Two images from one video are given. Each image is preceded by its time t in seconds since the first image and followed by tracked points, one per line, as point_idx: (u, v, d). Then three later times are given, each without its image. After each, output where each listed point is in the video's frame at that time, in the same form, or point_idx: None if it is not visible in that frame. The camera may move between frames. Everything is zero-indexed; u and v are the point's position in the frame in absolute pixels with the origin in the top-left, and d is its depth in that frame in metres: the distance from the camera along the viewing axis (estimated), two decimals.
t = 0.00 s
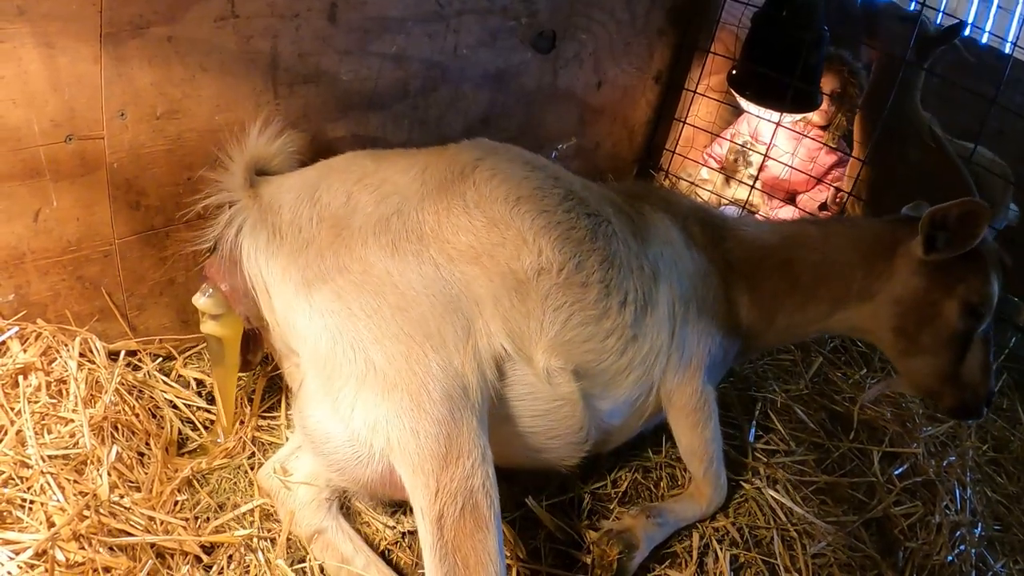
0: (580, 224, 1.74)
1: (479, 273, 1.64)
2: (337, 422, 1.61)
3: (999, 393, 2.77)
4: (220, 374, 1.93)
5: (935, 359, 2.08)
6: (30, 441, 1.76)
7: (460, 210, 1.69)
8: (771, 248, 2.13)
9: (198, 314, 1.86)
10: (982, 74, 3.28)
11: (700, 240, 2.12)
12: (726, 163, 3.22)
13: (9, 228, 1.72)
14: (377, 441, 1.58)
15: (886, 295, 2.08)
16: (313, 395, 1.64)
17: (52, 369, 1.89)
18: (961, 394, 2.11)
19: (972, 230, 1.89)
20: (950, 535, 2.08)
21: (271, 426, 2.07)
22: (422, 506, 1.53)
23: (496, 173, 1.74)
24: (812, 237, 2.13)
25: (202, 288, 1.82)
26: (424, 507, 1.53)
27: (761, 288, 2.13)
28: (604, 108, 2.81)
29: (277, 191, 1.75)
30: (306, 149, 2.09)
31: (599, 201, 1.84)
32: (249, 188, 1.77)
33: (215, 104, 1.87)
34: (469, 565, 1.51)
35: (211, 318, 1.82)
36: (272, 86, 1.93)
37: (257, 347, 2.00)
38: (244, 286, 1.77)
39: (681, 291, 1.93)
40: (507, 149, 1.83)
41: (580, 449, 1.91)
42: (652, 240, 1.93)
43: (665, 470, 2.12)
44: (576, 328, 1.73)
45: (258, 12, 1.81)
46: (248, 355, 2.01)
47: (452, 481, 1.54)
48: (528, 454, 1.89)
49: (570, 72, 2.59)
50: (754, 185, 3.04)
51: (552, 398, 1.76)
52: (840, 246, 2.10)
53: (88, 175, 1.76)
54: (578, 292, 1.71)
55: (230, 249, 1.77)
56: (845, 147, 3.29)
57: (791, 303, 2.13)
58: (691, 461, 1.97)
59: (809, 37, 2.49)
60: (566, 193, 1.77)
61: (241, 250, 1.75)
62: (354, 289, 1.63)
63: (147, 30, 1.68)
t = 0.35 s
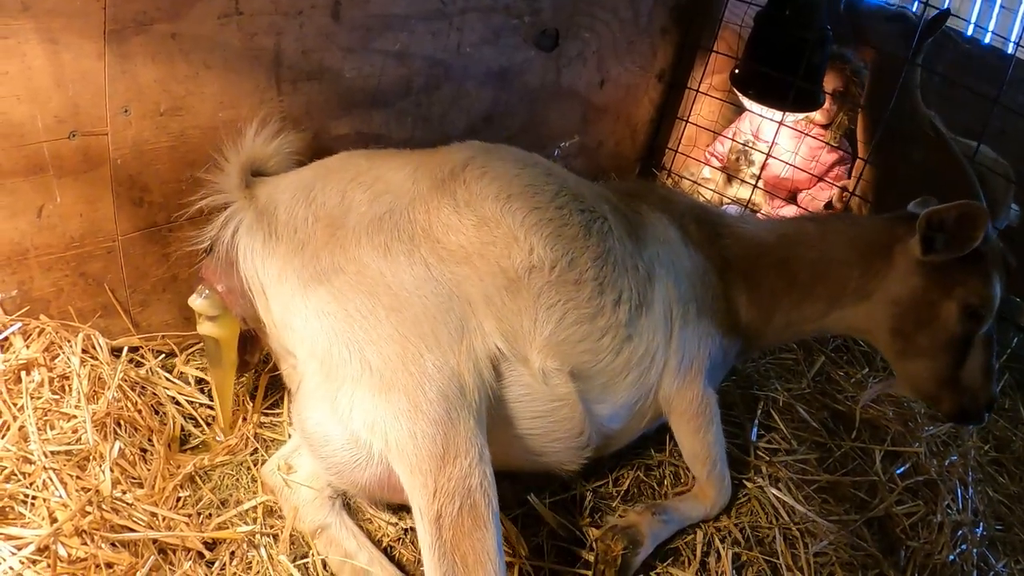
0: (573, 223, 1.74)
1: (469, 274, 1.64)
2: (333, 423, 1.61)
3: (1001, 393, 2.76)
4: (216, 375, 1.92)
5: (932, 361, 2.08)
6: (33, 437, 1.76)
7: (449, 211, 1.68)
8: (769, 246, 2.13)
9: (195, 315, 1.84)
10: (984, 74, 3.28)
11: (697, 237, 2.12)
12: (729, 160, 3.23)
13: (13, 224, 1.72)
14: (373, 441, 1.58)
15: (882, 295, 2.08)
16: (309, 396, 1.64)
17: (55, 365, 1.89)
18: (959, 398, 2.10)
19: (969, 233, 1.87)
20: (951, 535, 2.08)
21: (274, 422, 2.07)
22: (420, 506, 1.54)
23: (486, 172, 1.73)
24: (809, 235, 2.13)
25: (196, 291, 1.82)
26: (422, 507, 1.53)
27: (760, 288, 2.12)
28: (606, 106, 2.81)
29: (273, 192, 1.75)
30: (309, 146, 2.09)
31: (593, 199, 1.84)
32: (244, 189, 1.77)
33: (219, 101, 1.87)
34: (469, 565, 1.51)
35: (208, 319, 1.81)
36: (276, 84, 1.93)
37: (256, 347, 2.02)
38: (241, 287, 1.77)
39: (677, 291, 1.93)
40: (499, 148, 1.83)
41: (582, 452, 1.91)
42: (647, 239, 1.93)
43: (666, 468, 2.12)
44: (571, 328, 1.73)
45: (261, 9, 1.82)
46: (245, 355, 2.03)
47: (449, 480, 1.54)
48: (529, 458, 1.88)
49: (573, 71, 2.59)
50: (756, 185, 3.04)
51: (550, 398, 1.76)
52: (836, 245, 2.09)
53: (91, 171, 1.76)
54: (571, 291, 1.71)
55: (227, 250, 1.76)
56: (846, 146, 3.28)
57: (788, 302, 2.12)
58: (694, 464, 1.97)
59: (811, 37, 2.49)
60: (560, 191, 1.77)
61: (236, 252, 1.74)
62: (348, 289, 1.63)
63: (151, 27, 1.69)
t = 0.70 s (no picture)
0: (574, 215, 1.74)
1: (472, 268, 1.65)
2: (336, 421, 1.62)
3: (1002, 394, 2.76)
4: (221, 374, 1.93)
5: (930, 346, 2.03)
6: (35, 435, 1.77)
7: (452, 206, 1.69)
8: (761, 241, 2.14)
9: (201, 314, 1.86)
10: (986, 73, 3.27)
11: (695, 232, 2.13)
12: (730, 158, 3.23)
13: (14, 222, 1.72)
14: (375, 439, 1.59)
15: (871, 276, 2.06)
16: (311, 393, 1.65)
17: (57, 363, 1.89)
18: (966, 386, 2.04)
19: (930, 177, 1.90)
20: (951, 536, 2.08)
21: (275, 421, 2.08)
22: (420, 505, 1.54)
23: (489, 165, 1.74)
24: (801, 226, 2.14)
25: (202, 289, 1.83)
26: (422, 506, 1.54)
27: (759, 288, 2.13)
28: (608, 106, 2.81)
29: (278, 190, 1.76)
30: (311, 145, 2.09)
31: (594, 193, 1.84)
32: (249, 186, 1.77)
33: (221, 100, 1.87)
34: (469, 564, 1.52)
35: (213, 318, 1.82)
36: (277, 83, 1.93)
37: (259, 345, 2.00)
38: (247, 284, 1.78)
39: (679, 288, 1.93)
40: (502, 141, 1.83)
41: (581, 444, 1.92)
42: (649, 234, 1.92)
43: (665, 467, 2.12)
44: (572, 320, 1.72)
45: (263, 8, 1.82)
46: (250, 354, 2.01)
47: (449, 479, 1.55)
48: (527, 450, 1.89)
49: (575, 70, 2.59)
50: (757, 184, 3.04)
51: (550, 390, 1.76)
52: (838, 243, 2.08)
53: (93, 170, 1.76)
54: (572, 282, 1.71)
55: (233, 247, 1.77)
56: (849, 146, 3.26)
57: (781, 293, 2.13)
58: (693, 465, 1.98)
59: (813, 36, 2.49)
60: (561, 184, 1.77)
61: (242, 250, 1.75)
62: (350, 284, 1.63)
63: (154, 26, 1.69)
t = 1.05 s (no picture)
0: (585, 210, 1.75)
1: (485, 262, 1.65)
2: (345, 413, 1.61)
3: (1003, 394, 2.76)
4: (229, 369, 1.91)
5: (924, 344, 2.02)
6: (36, 433, 1.77)
7: (465, 201, 1.69)
8: (762, 239, 2.15)
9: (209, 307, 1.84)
10: (988, 73, 3.27)
11: (697, 230, 2.15)
12: (732, 159, 3.22)
13: (15, 222, 1.73)
14: (383, 432, 1.59)
15: (869, 275, 2.04)
16: (319, 385, 1.65)
17: (58, 362, 1.89)
18: (959, 384, 2.03)
19: (921, 183, 1.93)
20: (951, 536, 2.09)
21: (276, 420, 2.08)
22: (427, 500, 1.55)
23: (501, 161, 1.75)
24: (801, 225, 2.14)
25: (212, 280, 1.81)
26: (429, 501, 1.55)
27: (759, 285, 2.14)
28: (609, 105, 2.81)
29: (291, 183, 1.75)
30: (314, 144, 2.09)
31: (604, 189, 1.85)
32: (262, 177, 1.76)
33: (222, 100, 1.87)
34: (476, 559, 1.53)
35: (224, 309, 1.80)
36: (278, 83, 1.94)
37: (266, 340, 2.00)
38: (259, 274, 1.76)
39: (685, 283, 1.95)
40: (514, 137, 1.84)
41: (584, 436, 1.92)
42: (657, 231, 1.93)
43: (666, 467, 2.12)
44: (581, 313, 1.73)
45: (264, 8, 1.82)
46: (257, 346, 2.00)
47: (456, 474, 1.56)
48: (525, 444, 1.90)
49: (576, 69, 2.59)
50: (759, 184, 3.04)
51: (558, 382, 1.76)
52: (838, 243, 2.08)
53: (94, 169, 1.77)
54: (582, 274, 1.72)
55: (245, 237, 1.75)
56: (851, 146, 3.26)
57: (781, 292, 2.13)
58: (693, 459, 1.98)
59: (815, 36, 2.49)
60: (572, 180, 1.78)
61: (255, 238, 1.74)
62: (362, 277, 1.63)
63: (154, 26, 1.69)
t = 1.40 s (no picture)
0: (578, 210, 1.76)
1: (479, 263, 1.65)
2: (342, 414, 1.62)
3: (1004, 394, 2.76)
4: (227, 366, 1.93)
5: (926, 348, 2.03)
6: (39, 431, 1.77)
7: (460, 202, 1.70)
8: (762, 237, 2.15)
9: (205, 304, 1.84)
10: (990, 73, 3.27)
11: (695, 231, 2.14)
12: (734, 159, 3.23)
13: (19, 220, 1.73)
14: (379, 432, 1.59)
15: (869, 276, 2.05)
16: (317, 386, 1.65)
17: (60, 359, 1.89)
18: (957, 385, 2.04)
19: (933, 195, 1.88)
20: (952, 536, 2.09)
21: (278, 417, 2.08)
22: (425, 499, 1.55)
23: (495, 163, 1.76)
24: (801, 224, 2.13)
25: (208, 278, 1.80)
26: (427, 500, 1.55)
27: (759, 285, 2.13)
28: (611, 104, 2.81)
29: (287, 183, 1.75)
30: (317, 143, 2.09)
31: (599, 190, 1.85)
32: (260, 177, 1.77)
33: (225, 98, 1.87)
34: (475, 557, 1.53)
35: (220, 307, 1.80)
36: (281, 81, 1.94)
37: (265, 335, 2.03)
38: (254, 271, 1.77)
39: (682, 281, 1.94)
40: (508, 140, 1.85)
41: (584, 440, 1.93)
42: (652, 230, 1.93)
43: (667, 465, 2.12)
44: (576, 313, 1.73)
45: (267, 6, 1.82)
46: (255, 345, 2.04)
47: (453, 473, 1.56)
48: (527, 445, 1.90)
49: (578, 69, 2.60)
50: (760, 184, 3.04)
51: (555, 382, 1.76)
52: (838, 243, 2.07)
53: (97, 167, 1.77)
54: (575, 274, 1.72)
55: (242, 236, 1.77)
56: (851, 146, 3.26)
57: (781, 291, 2.12)
58: (696, 460, 1.97)
59: (816, 36, 2.49)
60: (565, 181, 1.78)
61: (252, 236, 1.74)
62: (357, 277, 1.63)
63: (158, 23, 1.69)
